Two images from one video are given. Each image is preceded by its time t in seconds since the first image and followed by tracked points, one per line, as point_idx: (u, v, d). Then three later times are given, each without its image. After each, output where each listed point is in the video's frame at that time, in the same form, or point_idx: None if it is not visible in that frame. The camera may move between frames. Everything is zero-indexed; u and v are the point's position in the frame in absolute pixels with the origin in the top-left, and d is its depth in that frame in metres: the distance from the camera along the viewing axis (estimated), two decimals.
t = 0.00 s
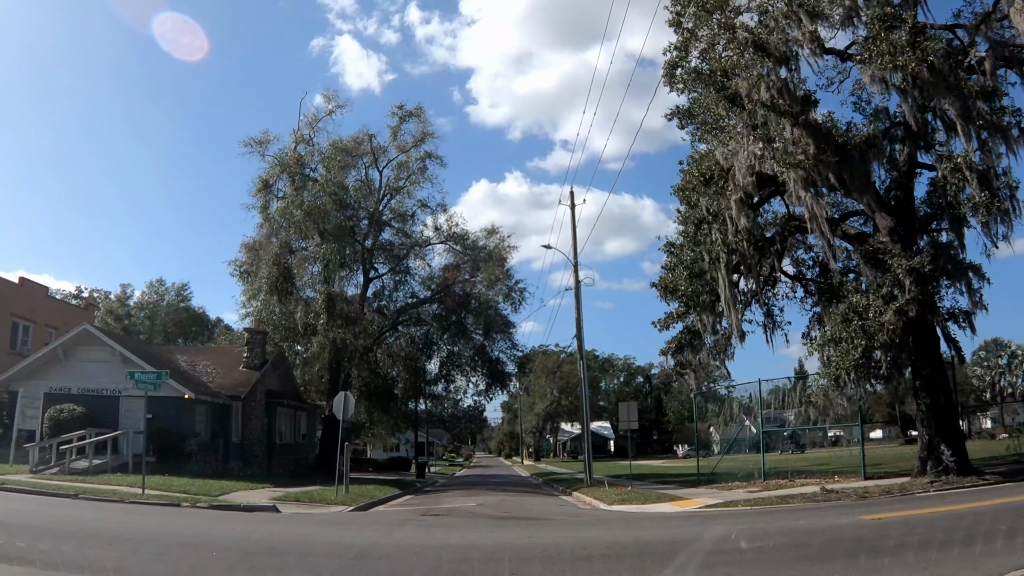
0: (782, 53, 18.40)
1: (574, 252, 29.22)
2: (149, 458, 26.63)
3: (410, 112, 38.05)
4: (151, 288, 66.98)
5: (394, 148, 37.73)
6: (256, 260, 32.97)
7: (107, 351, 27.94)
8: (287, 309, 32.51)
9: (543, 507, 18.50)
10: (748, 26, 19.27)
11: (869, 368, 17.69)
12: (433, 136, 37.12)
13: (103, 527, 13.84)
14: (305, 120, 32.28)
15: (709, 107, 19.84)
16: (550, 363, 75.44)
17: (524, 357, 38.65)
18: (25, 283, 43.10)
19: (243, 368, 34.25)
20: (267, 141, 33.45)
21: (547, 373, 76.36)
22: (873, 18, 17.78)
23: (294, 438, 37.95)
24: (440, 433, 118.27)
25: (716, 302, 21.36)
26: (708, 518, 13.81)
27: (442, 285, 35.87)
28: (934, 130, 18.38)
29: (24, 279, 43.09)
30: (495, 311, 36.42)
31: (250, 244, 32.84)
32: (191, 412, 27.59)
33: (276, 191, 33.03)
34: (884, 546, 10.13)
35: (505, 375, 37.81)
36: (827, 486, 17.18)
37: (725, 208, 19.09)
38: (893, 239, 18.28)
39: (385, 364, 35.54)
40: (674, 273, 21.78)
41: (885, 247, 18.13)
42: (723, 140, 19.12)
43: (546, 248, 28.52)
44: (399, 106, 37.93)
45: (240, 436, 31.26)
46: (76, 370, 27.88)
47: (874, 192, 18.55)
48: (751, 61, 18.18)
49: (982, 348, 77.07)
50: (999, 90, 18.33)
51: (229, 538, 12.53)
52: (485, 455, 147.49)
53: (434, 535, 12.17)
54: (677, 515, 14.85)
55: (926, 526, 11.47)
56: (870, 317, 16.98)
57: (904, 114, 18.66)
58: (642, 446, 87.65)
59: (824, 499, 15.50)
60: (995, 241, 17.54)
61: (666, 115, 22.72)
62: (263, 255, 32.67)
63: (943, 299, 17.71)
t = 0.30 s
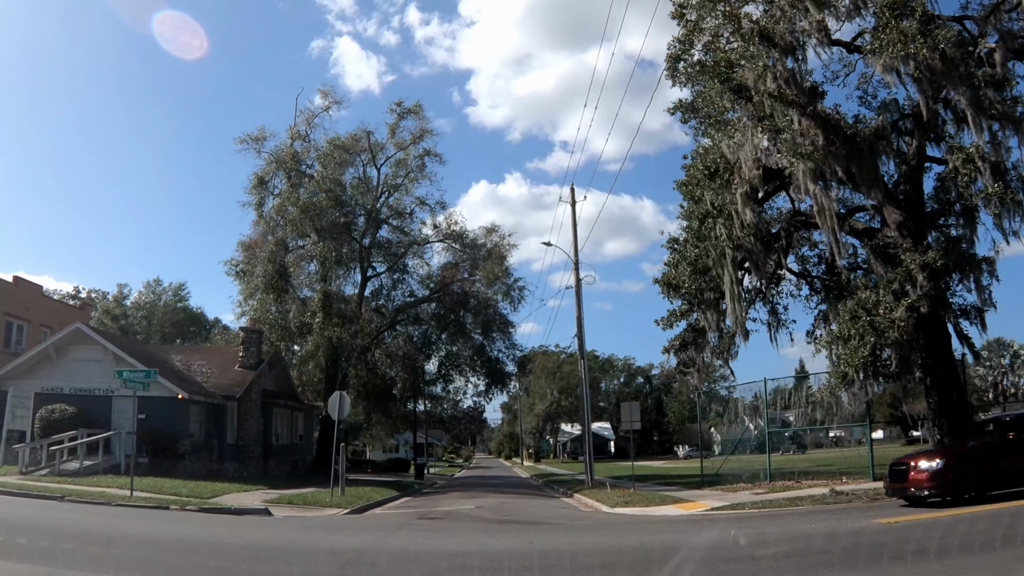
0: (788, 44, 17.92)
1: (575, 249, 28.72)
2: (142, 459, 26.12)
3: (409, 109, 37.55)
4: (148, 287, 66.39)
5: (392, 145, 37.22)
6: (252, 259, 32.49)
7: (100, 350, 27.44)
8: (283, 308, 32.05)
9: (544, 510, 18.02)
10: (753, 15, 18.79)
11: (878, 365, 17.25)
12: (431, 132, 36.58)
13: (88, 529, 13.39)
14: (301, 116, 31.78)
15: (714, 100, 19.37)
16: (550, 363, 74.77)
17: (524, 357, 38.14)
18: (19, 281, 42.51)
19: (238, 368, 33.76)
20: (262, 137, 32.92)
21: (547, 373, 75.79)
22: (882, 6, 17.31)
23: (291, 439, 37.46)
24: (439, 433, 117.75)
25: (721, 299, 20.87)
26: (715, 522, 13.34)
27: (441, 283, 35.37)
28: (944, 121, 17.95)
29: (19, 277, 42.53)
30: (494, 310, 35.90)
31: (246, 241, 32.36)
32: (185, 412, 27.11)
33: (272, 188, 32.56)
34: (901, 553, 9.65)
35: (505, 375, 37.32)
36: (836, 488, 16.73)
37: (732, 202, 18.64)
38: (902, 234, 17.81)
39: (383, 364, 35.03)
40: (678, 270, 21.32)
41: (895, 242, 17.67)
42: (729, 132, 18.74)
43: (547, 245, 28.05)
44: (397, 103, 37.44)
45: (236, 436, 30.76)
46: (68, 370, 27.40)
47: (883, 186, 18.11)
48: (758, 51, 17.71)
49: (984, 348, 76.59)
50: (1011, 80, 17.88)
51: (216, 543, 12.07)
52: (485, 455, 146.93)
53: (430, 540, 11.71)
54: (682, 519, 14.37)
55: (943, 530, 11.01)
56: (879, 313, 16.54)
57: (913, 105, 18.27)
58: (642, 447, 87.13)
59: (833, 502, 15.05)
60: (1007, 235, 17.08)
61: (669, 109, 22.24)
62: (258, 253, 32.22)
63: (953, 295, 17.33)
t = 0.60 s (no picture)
0: (794, 37, 17.57)
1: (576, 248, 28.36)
2: (137, 460, 25.75)
3: (408, 107, 37.20)
4: (146, 288, 65.96)
5: (391, 144, 36.86)
6: (249, 258, 32.16)
7: (94, 350, 27.08)
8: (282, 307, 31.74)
9: (545, 513, 17.67)
10: (758, 8, 18.45)
11: (888, 364, 16.93)
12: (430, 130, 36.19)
13: (78, 531, 13.04)
14: (300, 114, 31.43)
15: (718, 94, 19.06)
16: (550, 364, 74.25)
17: (525, 357, 37.74)
18: (15, 281, 42.13)
19: (236, 368, 33.39)
20: (259, 135, 32.53)
21: (547, 374, 75.31)
22: None
23: (290, 440, 37.09)
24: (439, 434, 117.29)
25: (725, 298, 20.53)
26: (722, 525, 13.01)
27: (440, 283, 34.99)
28: (952, 115, 17.64)
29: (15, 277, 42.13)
30: (494, 309, 35.51)
31: (243, 241, 32.02)
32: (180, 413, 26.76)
33: (269, 186, 32.22)
34: (919, 557, 9.29)
35: (505, 375, 36.93)
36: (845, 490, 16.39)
37: (737, 198, 18.35)
38: (911, 230, 17.46)
39: (383, 364, 34.71)
40: (681, 268, 21.00)
41: (903, 238, 17.33)
42: (734, 126, 18.44)
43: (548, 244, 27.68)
44: (396, 101, 37.09)
45: (233, 438, 30.40)
46: (62, 370, 27.04)
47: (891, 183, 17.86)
48: (763, 44, 17.40)
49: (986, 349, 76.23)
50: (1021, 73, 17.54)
51: (209, 547, 11.74)
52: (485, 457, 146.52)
53: (429, 544, 11.35)
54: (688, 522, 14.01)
55: (960, 534, 10.66)
56: (888, 311, 16.21)
57: (921, 99, 17.97)
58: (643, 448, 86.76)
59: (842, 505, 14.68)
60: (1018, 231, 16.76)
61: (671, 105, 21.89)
62: (256, 252, 31.90)
63: (962, 293, 17.03)
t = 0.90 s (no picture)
0: (798, 31, 17.28)
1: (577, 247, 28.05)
2: (133, 462, 25.46)
3: (407, 105, 36.92)
4: (145, 288, 65.63)
5: (390, 143, 36.57)
6: (247, 258, 31.87)
7: (90, 350, 26.80)
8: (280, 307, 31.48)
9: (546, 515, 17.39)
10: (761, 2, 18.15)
11: (894, 362, 16.68)
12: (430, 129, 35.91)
13: (69, 532, 12.74)
14: (297, 112, 31.15)
15: (721, 90, 18.78)
16: (550, 365, 73.85)
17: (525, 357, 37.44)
18: (12, 282, 41.81)
19: (233, 369, 33.07)
20: (257, 133, 32.22)
21: (547, 375, 74.85)
22: None
23: (288, 441, 36.80)
24: (439, 434, 117.06)
25: (728, 296, 20.26)
26: (728, 528, 12.74)
27: (439, 282, 34.68)
28: (959, 110, 17.38)
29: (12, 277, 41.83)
30: (494, 309, 35.19)
31: (241, 240, 31.75)
32: (177, 414, 26.51)
33: (267, 185, 31.94)
34: (933, 560, 9.02)
35: (505, 376, 36.63)
36: (850, 492, 16.11)
37: (741, 195, 18.09)
38: (917, 227, 17.19)
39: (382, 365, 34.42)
40: (683, 266, 20.73)
41: (909, 235, 17.06)
42: (737, 121, 18.20)
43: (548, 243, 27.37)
44: (395, 99, 36.80)
45: (230, 439, 30.11)
46: (58, 371, 26.75)
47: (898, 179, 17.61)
48: (767, 38, 17.12)
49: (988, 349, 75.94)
50: None
51: (203, 550, 11.50)
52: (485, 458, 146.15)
53: (429, 547, 11.09)
54: (693, 525, 13.74)
55: (974, 536, 10.40)
56: (894, 308, 15.96)
57: (926, 94, 17.70)
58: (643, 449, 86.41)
59: (849, 507, 14.41)
60: None
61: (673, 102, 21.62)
62: (254, 252, 31.62)
63: (969, 290, 16.77)
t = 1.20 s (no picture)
0: (800, 25, 17.05)
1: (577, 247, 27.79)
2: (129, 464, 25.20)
3: (405, 105, 36.66)
4: (144, 290, 65.27)
5: (388, 142, 36.30)
6: (244, 259, 31.59)
7: (86, 352, 26.54)
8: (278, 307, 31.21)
9: (547, 517, 17.10)
10: None
11: (899, 360, 16.46)
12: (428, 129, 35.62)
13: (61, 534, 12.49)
14: (294, 111, 30.88)
15: (722, 85, 18.54)
16: (550, 366, 73.44)
17: (525, 358, 37.16)
18: (8, 283, 41.48)
19: (230, 371, 32.78)
20: (254, 133, 31.92)
21: (547, 376, 74.36)
22: None
23: (286, 443, 36.51)
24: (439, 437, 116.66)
25: (729, 295, 20.04)
26: (733, 530, 12.49)
27: (438, 282, 34.41)
28: (963, 105, 17.16)
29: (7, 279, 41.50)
30: (493, 310, 34.91)
31: (238, 241, 31.48)
32: (174, 415, 26.26)
33: (264, 185, 31.69)
34: (948, 562, 8.79)
35: (504, 377, 36.35)
36: (855, 493, 15.87)
37: (743, 191, 17.87)
38: (922, 223, 16.96)
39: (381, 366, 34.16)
40: (683, 264, 20.49)
41: (914, 231, 16.83)
42: (739, 116, 17.98)
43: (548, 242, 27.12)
44: (393, 99, 36.54)
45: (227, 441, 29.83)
46: (53, 373, 26.49)
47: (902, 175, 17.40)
48: (769, 31, 16.87)
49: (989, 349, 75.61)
50: None
51: (198, 552, 11.28)
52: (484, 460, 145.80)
53: (429, 551, 10.86)
54: (697, 527, 13.49)
55: (987, 537, 10.17)
56: (901, 305, 15.76)
57: (930, 89, 17.43)
58: (643, 451, 86.05)
59: (856, 508, 14.17)
60: None
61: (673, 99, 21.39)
62: (251, 253, 31.35)
63: (976, 287, 16.55)
